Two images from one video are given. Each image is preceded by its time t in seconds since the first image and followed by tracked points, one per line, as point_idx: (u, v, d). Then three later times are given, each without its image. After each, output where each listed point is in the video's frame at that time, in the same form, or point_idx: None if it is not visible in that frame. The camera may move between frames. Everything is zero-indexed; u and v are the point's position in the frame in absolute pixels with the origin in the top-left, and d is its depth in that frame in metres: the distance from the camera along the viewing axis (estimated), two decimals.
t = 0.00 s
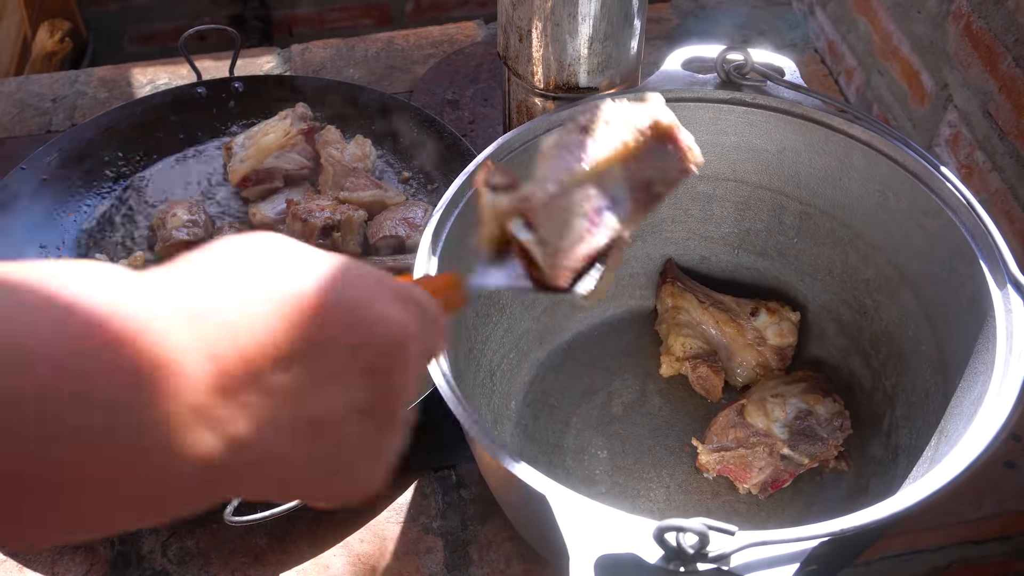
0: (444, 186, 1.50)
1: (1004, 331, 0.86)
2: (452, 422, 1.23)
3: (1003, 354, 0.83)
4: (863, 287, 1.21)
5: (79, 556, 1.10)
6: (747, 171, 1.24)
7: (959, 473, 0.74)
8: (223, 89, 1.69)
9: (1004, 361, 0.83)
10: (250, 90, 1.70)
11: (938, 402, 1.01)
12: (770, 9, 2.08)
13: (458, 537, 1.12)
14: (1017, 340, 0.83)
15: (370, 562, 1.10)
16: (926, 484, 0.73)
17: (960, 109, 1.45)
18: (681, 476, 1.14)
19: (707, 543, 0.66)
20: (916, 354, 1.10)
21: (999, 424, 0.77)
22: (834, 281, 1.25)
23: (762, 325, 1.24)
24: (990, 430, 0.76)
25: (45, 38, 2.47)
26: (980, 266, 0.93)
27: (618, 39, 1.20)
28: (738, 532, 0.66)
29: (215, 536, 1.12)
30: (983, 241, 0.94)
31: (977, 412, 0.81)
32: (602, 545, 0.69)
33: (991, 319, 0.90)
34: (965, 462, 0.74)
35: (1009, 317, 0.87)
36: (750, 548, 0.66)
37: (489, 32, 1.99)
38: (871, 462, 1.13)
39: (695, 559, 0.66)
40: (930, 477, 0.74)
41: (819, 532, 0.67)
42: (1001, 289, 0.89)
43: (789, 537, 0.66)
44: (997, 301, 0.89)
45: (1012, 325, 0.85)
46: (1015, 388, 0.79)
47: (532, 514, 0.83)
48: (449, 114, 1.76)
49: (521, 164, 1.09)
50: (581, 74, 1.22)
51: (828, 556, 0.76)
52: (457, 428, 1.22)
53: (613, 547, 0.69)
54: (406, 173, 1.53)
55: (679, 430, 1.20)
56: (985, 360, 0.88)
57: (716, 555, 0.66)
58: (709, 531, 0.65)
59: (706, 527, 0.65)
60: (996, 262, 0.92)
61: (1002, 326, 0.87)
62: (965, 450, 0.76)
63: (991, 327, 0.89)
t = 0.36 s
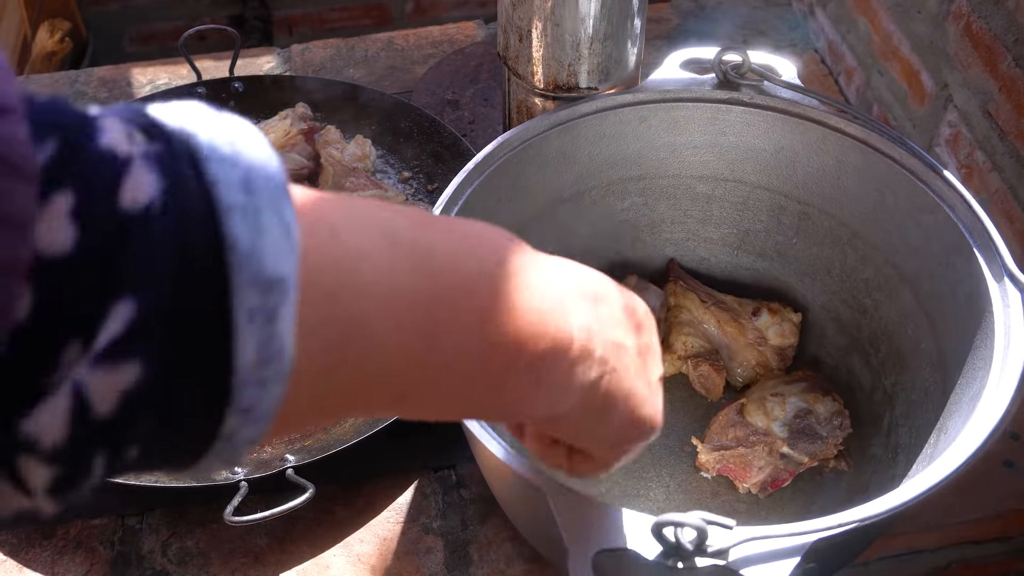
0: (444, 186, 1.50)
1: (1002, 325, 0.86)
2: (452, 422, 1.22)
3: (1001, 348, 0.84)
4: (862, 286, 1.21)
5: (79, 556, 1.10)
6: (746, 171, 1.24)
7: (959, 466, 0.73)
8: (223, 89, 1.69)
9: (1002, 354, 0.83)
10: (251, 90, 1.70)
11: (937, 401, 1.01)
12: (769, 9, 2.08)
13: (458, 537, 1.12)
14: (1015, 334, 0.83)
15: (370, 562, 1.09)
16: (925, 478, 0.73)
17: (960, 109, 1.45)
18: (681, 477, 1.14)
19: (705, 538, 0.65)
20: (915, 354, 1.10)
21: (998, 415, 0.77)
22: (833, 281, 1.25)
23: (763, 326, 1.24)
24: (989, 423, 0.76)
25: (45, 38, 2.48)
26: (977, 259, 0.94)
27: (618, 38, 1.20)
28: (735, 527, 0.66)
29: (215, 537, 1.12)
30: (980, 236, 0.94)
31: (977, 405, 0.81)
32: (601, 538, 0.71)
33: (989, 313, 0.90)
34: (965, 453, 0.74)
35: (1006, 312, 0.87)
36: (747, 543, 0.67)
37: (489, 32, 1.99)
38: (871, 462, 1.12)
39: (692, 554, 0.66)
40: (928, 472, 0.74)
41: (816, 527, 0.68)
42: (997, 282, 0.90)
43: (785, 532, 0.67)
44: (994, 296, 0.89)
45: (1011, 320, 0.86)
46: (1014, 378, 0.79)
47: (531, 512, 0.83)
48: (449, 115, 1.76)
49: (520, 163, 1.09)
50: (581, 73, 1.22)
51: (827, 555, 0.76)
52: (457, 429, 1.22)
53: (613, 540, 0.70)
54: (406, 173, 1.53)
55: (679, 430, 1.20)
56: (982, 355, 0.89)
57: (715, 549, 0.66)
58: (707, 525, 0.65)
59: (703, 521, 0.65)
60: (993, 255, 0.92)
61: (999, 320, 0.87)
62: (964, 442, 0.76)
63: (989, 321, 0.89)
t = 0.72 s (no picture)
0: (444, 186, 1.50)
1: (1004, 331, 0.86)
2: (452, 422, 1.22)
3: (1003, 354, 0.84)
4: (863, 287, 1.21)
5: (79, 556, 1.10)
6: (747, 172, 1.24)
7: (960, 471, 0.73)
8: (223, 89, 1.69)
9: (1003, 360, 0.83)
10: (251, 90, 1.70)
11: (937, 401, 1.02)
12: (770, 9, 2.08)
13: (458, 537, 1.12)
14: (1016, 340, 0.83)
15: (369, 562, 1.09)
16: (926, 483, 0.73)
17: (960, 109, 1.45)
18: (681, 476, 1.14)
19: (706, 544, 0.65)
20: (915, 355, 1.10)
21: (998, 421, 0.77)
22: (834, 281, 1.25)
23: (763, 326, 1.24)
24: (988, 429, 0.76)
25: (45, 38, 2.48)
26: (980, 266, 0.94)
27: (618, 39, 1.20)
28: (734, 532, 0.66)
29: (215, 537, 1.12)
30: (983, 242, 0.94)
31: (978, 409, 0.81)
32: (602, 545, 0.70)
33: (991, 319, 0.90)
34: (965, 459, 0.74)
35: (1008, 316, 0.87)
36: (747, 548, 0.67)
37: (489, 32, 1.99)
38: (872, 462, 1.12)
39: (693, 561, 0.66)
40: (929, 477, 0.74)
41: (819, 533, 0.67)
42: (1001, 291, 0.89)
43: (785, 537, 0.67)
44: (996, 302, 0.89)
45: (1012, 325, 0.86)
46: (1015, 385, 0.79)
47: (531, 512, 0.83)
48: (449, 115, 1.76)
49: (521, 163, 1.09)
50: (581, 74, 1.22)
51: (827, 557, 0.76)
52: (457, 429, 1.22)
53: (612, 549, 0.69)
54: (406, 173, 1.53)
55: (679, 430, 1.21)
56: (984, 360, 0.89)
57: (715, 556, 0.66)
58: (707, 532, 0.65)
59: (703, 528, 0.65)
60: (996, 262, 0.92)
61: (1001, 325, 0.87)
62: (964, 447, 0.76)
63: (991, 327, 0.89)
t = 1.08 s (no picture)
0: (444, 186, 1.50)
1: (1005, 333, 0.86)
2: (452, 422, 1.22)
3: (1003, 355, 0.83)
4: (863, 287, 1.21)
5: (79, 557, 1.10)
6: (747, 171, 1.24)
7: (961, 472, 0.73)
8: (223, 89, 1.69)
9: (1004, 362, 0.83)
10: (250, 89, 1.70)
11: (937, 401, 1.02)
12: (769, 9, 2.08)
13: (458, 537, 1.12)
14: (1017, 341, 0.83)
15: (369, 562, 1.09)
16: (926, 485, 0.72)
17: (960, 109, 1.45)
18: (681, 477, 1.14)
19: (706, 545, 0.65)
20: (915, 354, 1.10)
21: (999, 422, 0.77)
22: (834, 281, 1.25)
23: (763, 325, 1.25)
24: (987, 432, 0.76)
25: (45, 38, 2.47)
26: (980, 266, 0.94)
27: (618, 38, 1.20)
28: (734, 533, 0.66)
29: (215, 537, 1.12)
30: (983, 243, 0.94)
31: (979, 411, 0.81)
32: (601, 546, 0.69)
33: (991, 320, 0.90)
34: (966, 461, 0.74)
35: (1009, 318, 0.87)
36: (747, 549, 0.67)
37: (489, 32, 1.99)
38: (872, 462, 1.12)
39: (693, 560, 0.66)
40: (928, 480, 0.74)
41: (820, 534, 0.67)
42: (1001, 291, 0.89)
43: (785, 538, 0.67)
44: (997, 304, 0.89)
45: (1012, 327, 0.85)
46: (1015, 385, 0.79)
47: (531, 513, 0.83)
48: (449, 115, 1.76)
49: (521, 163, 1.09)
50: (581, 74, 1.22)
51: (827, 558, 0.76)
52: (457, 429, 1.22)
53: (611, 549, 0.69)
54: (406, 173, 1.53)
55: (680, 430, 1.21)
56: (985, 361, 0.89)
57: (714, 556, 0.66)
58: (706, 532, 0.65)
59: (702, 528, 0.65)
60: (996, 263, 0.92)
61: (1002, 327, 0.87)
62: (964, 450, 0.76)
63: (992, 328, 0.89)
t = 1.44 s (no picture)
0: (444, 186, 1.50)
1: (1002, 326, 0.86)
2: (452, 423, 1.22)
3: (1002, 348, 0.83)
4: (862, 286, 1.21)
5: (79, 557, 1.10)
6: (747, 171, 1.24)
7: (958, 463, 0.73)
8: (223, 89, 1.69)
9: (1001, 355, 0.83)
10: (250, 89, 1.70)
11: (936, 401, 1.02)
12: (769, 8, 2.08)
13: (458, 537, 1.12)
14: (1014, 334, 0.83)
15: (369, 562, 1.10)
16: (924, 475, 0.72)
17: (960, 109, 1.45)
18: (680, 477, 1.14)
19: (704, 533, 0.65)
20: (914, 353, 1.10)
21: (997, 414, 0.77)
22: (833, 281, 1.25)
23: (763, 326, 1.24)
24: (985, 424, 0.76)
25: (44, 38, 2.46)
26: (978, 261, 0.93)
27: (618, 38, 1.20)
28: (733, 522, 0.66)
29: (215, 537, 1.12)
30: (981, 238, 0.94)
31: (977, 405, 0.81)
32: (599, 537, 0.69)
33: (989, 314, 0.90)
34: (962, 453, 0.74)
35: (1006, 311, 0.87)
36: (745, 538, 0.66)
37: (489, 32, 1.99)
38: (871, 461, 1.12)
39: (691, 549, 0.66)
40: (926, 470, 0.73)
41: (818, 524, 0.67)
42: (998, 285, 0.89)
43: (783, 528, 0.66)
44: (995, 298, 0.89)
45: (1010, 320, 0.85)
46: (1013, 377, 0.78)
47: (530, 510, 0.83)
48: (449, 115, 1.76)
49: (521, 163, 1.09)
50: (581, 74, 1.22)
51: (826, 552, 0.76)
52: (457, 429, 1.22)
53: (611, 539, 0.69)
54: (406, 173, 1.53)
55: (679, 430, 1.21)
56: (983, 356, 0.88)
57: (713, 544, 0.66)
58: (705, 522, 0.65)
59: (701, 517, 0.65)
60: (995, 258, 0.91)
61: (999, 320, 0.87)
62: (961, 443, 0.76)
63: (990, 321, 0.89)
